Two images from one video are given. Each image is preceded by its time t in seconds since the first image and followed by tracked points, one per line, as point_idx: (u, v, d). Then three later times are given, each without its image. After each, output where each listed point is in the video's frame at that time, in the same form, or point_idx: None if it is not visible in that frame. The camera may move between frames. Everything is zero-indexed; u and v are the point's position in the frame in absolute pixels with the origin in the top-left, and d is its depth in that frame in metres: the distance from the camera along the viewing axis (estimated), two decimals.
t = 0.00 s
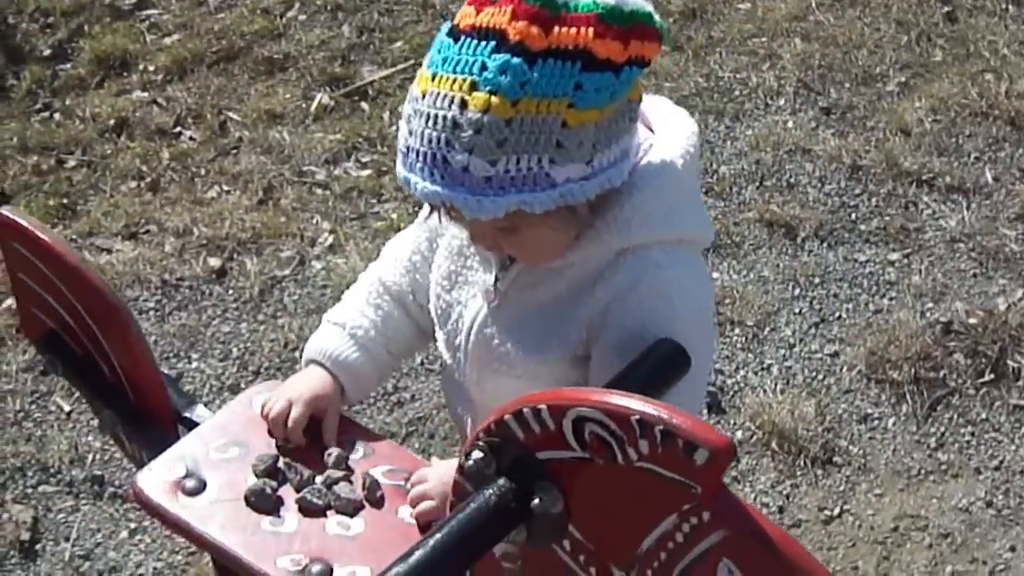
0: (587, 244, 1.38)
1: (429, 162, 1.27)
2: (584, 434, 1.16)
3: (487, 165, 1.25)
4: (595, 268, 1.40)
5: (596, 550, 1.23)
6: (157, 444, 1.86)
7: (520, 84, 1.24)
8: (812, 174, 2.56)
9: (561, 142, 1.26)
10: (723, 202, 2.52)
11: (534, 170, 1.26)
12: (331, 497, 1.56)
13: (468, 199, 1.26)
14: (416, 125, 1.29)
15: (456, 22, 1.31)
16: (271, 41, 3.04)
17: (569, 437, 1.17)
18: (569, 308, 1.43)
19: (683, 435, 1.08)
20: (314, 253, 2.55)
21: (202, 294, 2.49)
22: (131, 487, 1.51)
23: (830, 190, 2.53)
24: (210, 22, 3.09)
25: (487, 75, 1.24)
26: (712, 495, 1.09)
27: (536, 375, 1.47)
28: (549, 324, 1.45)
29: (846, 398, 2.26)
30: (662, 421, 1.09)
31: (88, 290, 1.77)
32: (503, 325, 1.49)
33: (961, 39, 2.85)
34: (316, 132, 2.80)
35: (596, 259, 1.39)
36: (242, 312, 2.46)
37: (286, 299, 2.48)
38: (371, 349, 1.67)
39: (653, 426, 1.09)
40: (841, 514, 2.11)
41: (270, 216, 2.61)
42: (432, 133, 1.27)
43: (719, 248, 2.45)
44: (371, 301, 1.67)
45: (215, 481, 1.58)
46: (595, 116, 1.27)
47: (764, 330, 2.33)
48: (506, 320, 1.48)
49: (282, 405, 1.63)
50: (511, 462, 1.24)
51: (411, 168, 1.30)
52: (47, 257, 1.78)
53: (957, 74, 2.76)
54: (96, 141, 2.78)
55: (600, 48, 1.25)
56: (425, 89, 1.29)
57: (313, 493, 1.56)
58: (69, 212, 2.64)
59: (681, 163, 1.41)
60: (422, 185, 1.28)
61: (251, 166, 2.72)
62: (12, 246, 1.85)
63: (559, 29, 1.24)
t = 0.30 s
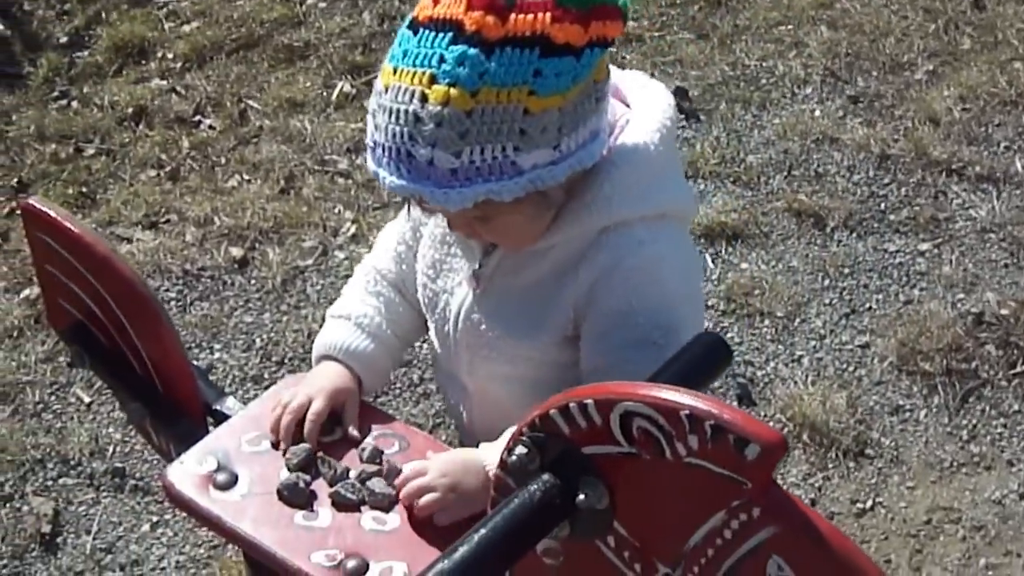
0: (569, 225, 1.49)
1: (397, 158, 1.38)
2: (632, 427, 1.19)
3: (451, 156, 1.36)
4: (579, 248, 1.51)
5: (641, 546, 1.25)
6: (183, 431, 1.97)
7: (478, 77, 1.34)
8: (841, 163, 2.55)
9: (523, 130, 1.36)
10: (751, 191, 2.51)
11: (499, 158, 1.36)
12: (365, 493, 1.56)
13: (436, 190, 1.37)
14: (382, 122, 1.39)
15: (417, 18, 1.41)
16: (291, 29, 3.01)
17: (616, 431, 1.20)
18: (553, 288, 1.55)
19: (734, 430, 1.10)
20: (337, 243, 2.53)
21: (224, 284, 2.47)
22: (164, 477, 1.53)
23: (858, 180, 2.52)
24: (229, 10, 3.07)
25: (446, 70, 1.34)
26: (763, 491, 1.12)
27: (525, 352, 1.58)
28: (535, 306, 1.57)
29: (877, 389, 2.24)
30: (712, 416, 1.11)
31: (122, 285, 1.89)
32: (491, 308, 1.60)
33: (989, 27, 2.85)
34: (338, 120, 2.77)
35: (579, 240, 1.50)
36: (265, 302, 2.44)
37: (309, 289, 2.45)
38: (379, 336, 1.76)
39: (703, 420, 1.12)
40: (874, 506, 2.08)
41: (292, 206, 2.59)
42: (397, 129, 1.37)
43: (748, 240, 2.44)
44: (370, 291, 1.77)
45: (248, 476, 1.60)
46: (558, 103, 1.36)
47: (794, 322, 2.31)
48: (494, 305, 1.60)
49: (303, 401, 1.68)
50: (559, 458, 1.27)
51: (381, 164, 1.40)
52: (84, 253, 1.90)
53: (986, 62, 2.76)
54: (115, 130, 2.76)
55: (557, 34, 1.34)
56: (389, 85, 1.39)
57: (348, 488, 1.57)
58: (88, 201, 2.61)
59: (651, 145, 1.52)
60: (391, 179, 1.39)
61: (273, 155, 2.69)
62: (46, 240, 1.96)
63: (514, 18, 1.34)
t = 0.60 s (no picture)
0: (582, 211, 1.56)
1: (404, 145, 1.42)
2: (662, 418, 1.21)
3: (459, 144, 1.40)
4: (593, 233, 1.58)
5: (673, 538, 1.28)
6: (207, 423, 1.95)
7: (484, 62, 1.38)
8: (866, 152, 2.57)
9: (531, 116, 1.40)
10: (776, 180, 2.53)
11: (507, 145, 1.40)
12: (390, 486, 1.65)
13: (445, 177, 1.40)
14: (389, 109, 1.43)
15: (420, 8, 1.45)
16: (308, 15, 3.00)
17: (645, 420, 1.23)
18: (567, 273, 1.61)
19: (768, 421, 1.13)
20: (357, 233, 2.51)
21: (243, 273, 2.44)
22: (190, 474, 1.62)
23: (884, 169, 2.54)
24: None
25: (451, 56, 1.38)
26: (797, 482, 1.14)
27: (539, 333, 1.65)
28: (548, 290, 1.64)
29: (905, 380, 2.22)
30: (745, 406, 1.14)
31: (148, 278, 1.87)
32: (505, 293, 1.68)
33: (1014, 15, 2.89)
34: (358, 109, 2.75)
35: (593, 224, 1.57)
36: (284, 292, 2.41)
37: (329, 279, 2.43)
38: (398, 321, 1.85)
39: (735, 410, 1.14)
40: (903, 499, 2.06)
41: (310, 196, 2.57)
42: (404, 116, 1.41)
43: (774, 229, 2.45)
44: (387, 277, 1.86)
45: (273, 468, 1.69)
46: (565, 88, 1.41)
47: (820, 312, 2.30)
48: (507, 289, 1.67)
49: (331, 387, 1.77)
50: (590, 450, 1.29)
51: (388, 150, 1.44)
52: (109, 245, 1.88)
53: (1012, 50, 2.79)
54: (130, 117, 2.74)
55: (564, 17, 1.38)
56: (395, 73, 1.43)
57: (373, 481, 1.65)
58: (104, 187, 2.60)
59: (659, 128, 1.60)
60: (399, 165, 1.43)
61: (291, 143, 2.67)
62: (69, 229, 1.94)
63: (521, 3, 1.38)
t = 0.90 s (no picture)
0: (600, 203, 1.60)
1: (420, 140, 1.46)
2: (689, 409, 1.24)
3: (477, 142, 1.43)
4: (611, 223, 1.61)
5: (701, 530, 1.32)
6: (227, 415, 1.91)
7: (501, 61, 1.41)
8: (889, 141, 2.61)
9: (550, 115, 1.44)
10: (798, 168, 2.57)
11: (526, 144, 1.44)
12: (412, 478, 1.70)
13: (462, 176, 1.45)
14: (405, 104, 1.47)
15: None
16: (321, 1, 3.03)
17: (671, 412, 1.26)
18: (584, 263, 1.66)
19: (798, 412, 1.16)
20: (374, 223, 2.51)
21: (259, 263, 2.44)
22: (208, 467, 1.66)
23: (907, 157, 2.57)
24: None
25: (468, 53, 1.42)
26: (826, 473, 1.18)
27: (560, 323, 1.70)
28: (565, 280, 1.68)
29: (930, 371, 2.22)
30: (772, 397, 1.17)
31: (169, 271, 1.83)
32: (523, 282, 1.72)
33: None
34: (372, 97, 2.76)
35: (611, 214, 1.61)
36: (300, 283, 2.41)
37: (347, 269, 2.43)
38: (406, 298, 1.91)
39: (763, 401, 1.17)
40: (929, 491, 2.05)
41: (326, 185, 2.57)
42: (421, 112, 1.45)
43: (796, 218, 2.47)
44: (402, 254, 1.91)
45: (294, 459, 1.73)
46: (585, 88, 1.45)
47: (844, 303, 2.30)
48: (524, 279, 1.72)
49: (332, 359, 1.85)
50: (616, 440, 1.33)
51: (405, 143, 1.48)
52: (128, 236, 1.85)
53: None
54: (142, 105, 2.77)
55: (584, 18, 1.42)
56: (411, 67, 1.46)
57: (396, 472, 1.70)
58: (117, 176, 2.61)
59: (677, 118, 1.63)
60: (416, 162, 1.47)
61: (305, 132, 2.68)
62: (85, 218, 1.90)
63: (541, 2, 1.41)
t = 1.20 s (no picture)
0: (613, 188, 1.60)
1: (426, 129, 1.51)
2: (718, 398, 1.26)
3: (481, 131, 1.49)
4: (623, 209, 1.61)
5: (728, 522, 1.32)
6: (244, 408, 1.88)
7: (505, 52, 1.46)
8: (908, 129, 2.63)
9: (555, 105, 1.49)
10: (816, 157, 2.58)
11: (531, 132, 1.49)
12: (433, 469, 1.67)
13: (467, 164, 1.50)
14: (412, 92, 1.52)
15: None
16: None
17: (698, 401, 1.28)
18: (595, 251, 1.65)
19: (828, 402, 1.17)
20: (388, 212, 2.51)
21: (271, 252, 2.45)
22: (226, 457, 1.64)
23: (926, 146, 2.59)
24: None
25: (472, 43, 1.47)
26: (855, 464, 1.18)
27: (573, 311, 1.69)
28: (575, 268, 1.67)
29: (952, 361, 2.21)
30: (803, 386, 1.18)
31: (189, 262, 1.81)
32: (533, 269, 1.71)
33: None
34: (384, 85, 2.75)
35: (624, 200, 1.61)
36: (313, 272, 2.42)
37: (361, 259, 2.43)
38: (420, 286, 1.87)
39: (794, 390, 1.18)
40: (952, 482, 2.05)
41: (339, 173, 2.56)
42: (426, 100, 1.50)
43: (815, 207, 2.48)
44: (415, 241, 1.88)
45: (313, 450, 1.71)
46: (591, 76, 1.49)
47: (864, 292, 2.31)
48: (535, 267, 1.71)
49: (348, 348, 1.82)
50: (641, 428, 1.34)
51: (412, 131, 1.54)
52: (145, 226, 1.82)
53: None
54: (151, 93, 2.77)
55: (589, 8, 1.47)
56: (418, 55, 1.52)
57: (416, 463, 1.68)
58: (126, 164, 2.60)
59: (692, 101, 1.63)
60: (423, 150, 1.53)
61: (318, 121, 2.66)
62: (100, 206, 1.87)
63: None
